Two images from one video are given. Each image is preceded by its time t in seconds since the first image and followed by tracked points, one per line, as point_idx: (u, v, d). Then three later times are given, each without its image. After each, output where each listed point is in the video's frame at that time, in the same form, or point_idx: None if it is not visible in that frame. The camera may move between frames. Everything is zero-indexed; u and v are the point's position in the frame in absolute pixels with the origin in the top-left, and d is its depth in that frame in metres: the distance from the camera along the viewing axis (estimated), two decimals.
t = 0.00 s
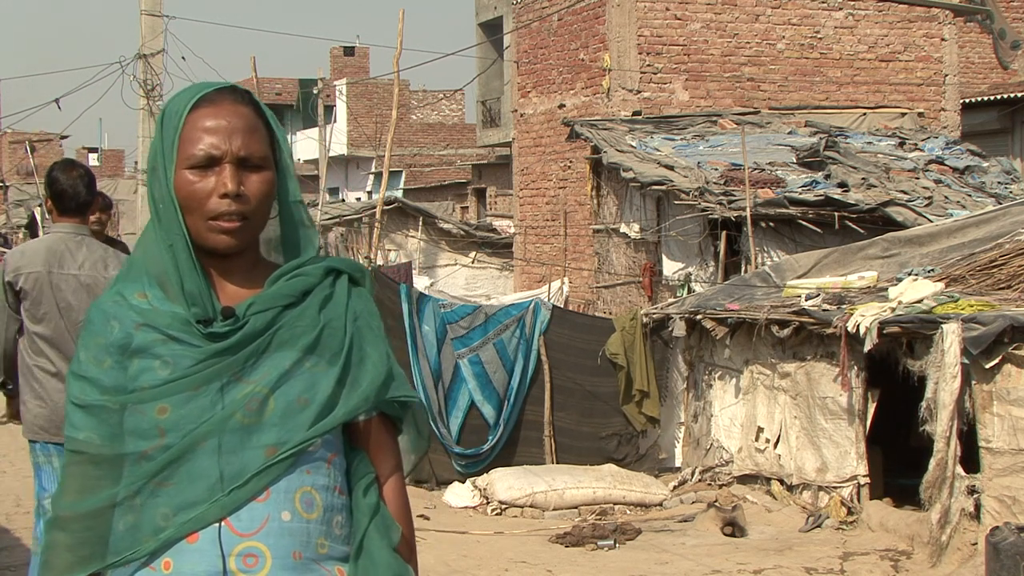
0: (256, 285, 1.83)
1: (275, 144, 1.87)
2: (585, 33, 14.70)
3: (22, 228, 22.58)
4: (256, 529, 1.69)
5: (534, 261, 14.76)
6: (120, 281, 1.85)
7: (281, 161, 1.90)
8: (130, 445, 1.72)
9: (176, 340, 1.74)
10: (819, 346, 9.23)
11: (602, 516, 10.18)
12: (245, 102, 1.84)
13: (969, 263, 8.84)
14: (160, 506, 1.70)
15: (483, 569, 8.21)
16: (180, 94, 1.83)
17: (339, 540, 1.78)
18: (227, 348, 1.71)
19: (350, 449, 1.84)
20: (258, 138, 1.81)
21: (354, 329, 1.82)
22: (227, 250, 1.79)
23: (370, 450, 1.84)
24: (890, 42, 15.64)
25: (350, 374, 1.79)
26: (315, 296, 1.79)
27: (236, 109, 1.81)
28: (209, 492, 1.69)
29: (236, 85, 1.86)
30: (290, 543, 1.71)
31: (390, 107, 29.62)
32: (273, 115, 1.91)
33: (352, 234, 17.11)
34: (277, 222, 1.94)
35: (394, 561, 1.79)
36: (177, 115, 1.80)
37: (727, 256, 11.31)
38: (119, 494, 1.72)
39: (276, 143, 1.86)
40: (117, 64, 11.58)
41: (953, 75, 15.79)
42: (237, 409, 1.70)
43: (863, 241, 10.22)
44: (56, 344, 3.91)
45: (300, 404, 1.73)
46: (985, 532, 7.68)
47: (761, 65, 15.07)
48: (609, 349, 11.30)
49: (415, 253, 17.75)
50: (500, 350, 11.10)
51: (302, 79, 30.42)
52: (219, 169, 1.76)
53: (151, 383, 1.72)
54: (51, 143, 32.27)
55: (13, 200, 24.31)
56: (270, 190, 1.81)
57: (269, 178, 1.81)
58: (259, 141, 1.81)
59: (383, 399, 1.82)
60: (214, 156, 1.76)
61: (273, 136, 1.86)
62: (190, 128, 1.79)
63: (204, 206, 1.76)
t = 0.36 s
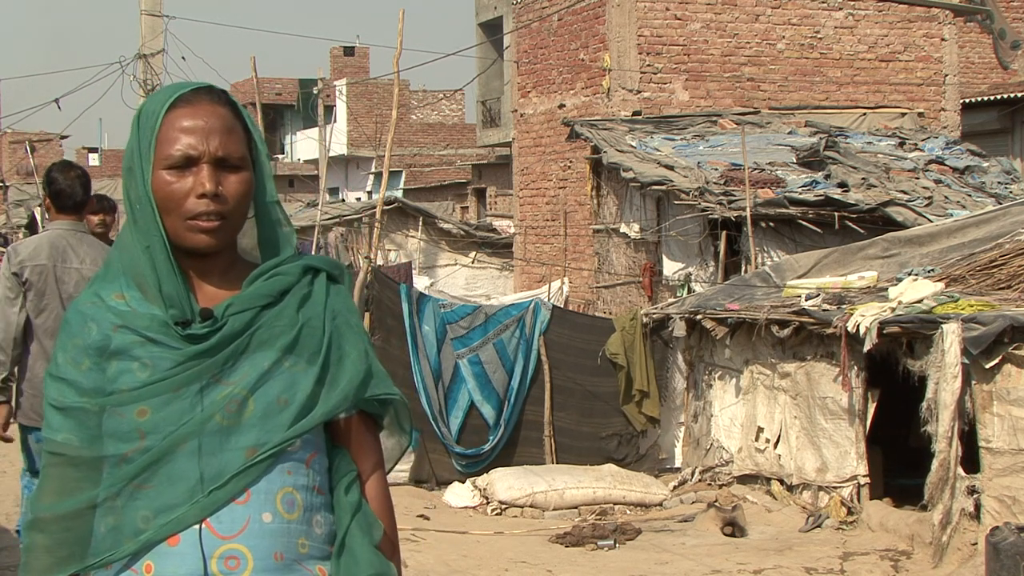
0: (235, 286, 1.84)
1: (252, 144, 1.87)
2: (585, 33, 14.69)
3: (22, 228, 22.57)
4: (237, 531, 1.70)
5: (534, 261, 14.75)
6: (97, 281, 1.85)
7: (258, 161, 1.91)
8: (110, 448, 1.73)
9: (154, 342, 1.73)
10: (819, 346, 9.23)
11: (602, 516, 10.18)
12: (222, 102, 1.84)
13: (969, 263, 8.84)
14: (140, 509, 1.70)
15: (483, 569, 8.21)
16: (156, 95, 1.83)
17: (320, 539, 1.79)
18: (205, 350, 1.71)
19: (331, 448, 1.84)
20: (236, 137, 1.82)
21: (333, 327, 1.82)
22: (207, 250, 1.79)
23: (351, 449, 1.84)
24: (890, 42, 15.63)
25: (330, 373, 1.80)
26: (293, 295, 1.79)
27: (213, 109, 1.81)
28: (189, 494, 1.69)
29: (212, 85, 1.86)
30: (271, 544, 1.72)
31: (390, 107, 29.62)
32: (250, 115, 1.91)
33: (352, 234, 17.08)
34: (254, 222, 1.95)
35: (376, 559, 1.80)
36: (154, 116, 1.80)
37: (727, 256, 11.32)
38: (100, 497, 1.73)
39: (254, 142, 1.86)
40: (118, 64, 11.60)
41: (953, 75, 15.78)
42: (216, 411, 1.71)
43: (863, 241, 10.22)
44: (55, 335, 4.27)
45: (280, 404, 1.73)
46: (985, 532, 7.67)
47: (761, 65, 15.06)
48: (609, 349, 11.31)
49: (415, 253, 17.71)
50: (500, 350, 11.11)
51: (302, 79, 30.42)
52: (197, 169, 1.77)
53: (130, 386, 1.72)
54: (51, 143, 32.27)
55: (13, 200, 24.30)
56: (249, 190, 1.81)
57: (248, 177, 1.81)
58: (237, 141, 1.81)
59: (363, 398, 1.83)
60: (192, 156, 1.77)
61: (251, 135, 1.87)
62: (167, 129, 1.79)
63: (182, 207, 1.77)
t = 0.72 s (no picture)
0: (232, 284, 1.84)
1: (251, 142, 1.88)
2: (585, 33, 14.69)
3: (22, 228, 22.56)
4: (235, 531, 1.70)
5: (534, 261, 14.75)
6: (91, 281, 1.84)
7: (256, 158, 1.91)
8: (106, 448, 1.73)
9: (151, 341, 1.73)
10: (819, 346, 9.23)
11: (602, 516, 10.18)
12: (222, 99, 1.84)
13: (969, 263, 8.83)
14: (138, 508, 1.70)
15: (482, 569, 8.21)
16: (158, 89, 1.83)
17: (316, 538, 1.79)
18: (202, 350, 1.71)
19: (327, 448, 1.84)
20: (237, 134, 1.82)
21: (328, 327, 1.83)
22: (208, 247, 1.79)
23: (347, 449, 1.84)
24: (890, 42, 15.63)
25: (327, 372, 1.80)
26: (290, 295, 1.79)
27: (215, 106, 1.82)
28: (186, 493, 1.69)
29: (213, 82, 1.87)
30: (269, 544, 1.72)
31: (390, 107, 29.63)
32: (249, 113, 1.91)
33: (352, 234, 17.03)
34: (250, 221, 1.94)
35: (373, 558, 1.80)
36: (155, 112, 1.80)
37: (727, 256, 11.32)
38: (95, 498, 1.72)
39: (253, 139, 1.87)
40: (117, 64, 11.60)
41: (953, 75, 15.78)
42: (213, 410, 1.71)
43: (863, 241, 10.22)
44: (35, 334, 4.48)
45: (277, 404, 1.74)
46: (985, 532, 7.67)
47: (761, 65, 15.06)
48: (609, 349, 11.31)
49: (415, 253, 17.68)
50: (500, 350, 11.11)
51: (302, 79, 30.42)
52: (201, 164, 1.77)
53: (127, 384, 1.72)
54: (51, 143, 32.28)
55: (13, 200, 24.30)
56: (250, 188, 1.81)
57: (249, 175, 1.82)
58: (238, 137, 1.82)
59: (359, 398, 1.83)
60: (196, 151, 1.77)
61: (250, 133, 1.87)
62: (169, 125, 1.79)
63: (185, 202, 1.76)
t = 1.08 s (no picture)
0: (237, 286, 1.84)
1: (257, 145, 1.88)
2: (585, 33, 14.69)
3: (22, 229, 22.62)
4: (237, 528, 1.70)
5: (534, 261, 14.76)
6: (100, 281, 1.85)
7: (263, 161, 1.91)
8: (112, 446, 1.73)
9: (156, 340, 1.73)
10: (819, 347, 9.23)
11: (602, 516, 10.18)
12: (226, 102, 1.84)
13: (969, 263, 8.84)
14: (142, 506, 1.70)
15: (482, 569, 8.21)
16: (162, 93, 1.83)
17: (320, 539, 1.78)
18: (206, 350, 1.71)
19: (332, 449, 1.84)
20: (240, 137, 1.82)
21: (334, 329, 1.82)
22: (210, 250, 1.79)
23: (351, 450, 1.84)
24: (890, 42, 15.63)
25: (331, 374, 1.80)
26: (296, 296, 1.79)
27: (219, 109, 1.82)
28: (189, 492, 1.69)
29: (219, 86, 1.86)
30: (271, 543, 1.71)
31: (390, 107, 29.66)
32: (254, 117, 1.91)
33: (352, 236, 16.68)
34: (258, 222, 1.95)
35: (377, 561, 1.79)
36: (158, 115, 1.80)
37: (727, 256, 11.32)
38: (101, 495, 1.73)
39: (258, 142, 1.86)
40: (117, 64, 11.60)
41: (953, 75, 15.78)
42: (217, 410, 1.71)
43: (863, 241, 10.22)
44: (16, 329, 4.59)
45: (282, 404, 1.73)
46: (985, 532, 7.67)
47: (761, 65, 15.06)
48: (609, 349, 11.32)
49: (415, 253, 17.69)
50: (500, 350, 11.12)
51: (302, 79, 30.41)
52: (200, 167, 1.76)
53: (131, 383, 1.72)
54: (51, 143, 32.29)
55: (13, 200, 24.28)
56: (252, 191, 1.81)
57: (252, 177, 1.81)
58: (241, 141, 1.81)
59: (364, 400, 1.83)
60: (196, 155, 1.77)
61: (255, 136, 1.87)
62: (172, 127, 1.79)
63: (185, 205, 1.76)
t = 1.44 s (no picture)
0: (244, 285, 1.84)
1: (265, 144, 1.87)
2: (585, 33, 14.69)
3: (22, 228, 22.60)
4: (240, 527, 1.69)
5: (534, 261, 14.76)
6: (109, 281, 1.85)
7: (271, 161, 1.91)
8: (116, 444, 1.73)
9: (162, 340, 1.73)
10: (819, 347, 9.23)
11: (602, 516, 10.18)
12: (235, 101, 1.84)
13: (969, 263, 8.84)
14: (145, 505, 1.70)
15: (482, 569, 8.21)
16: (172, 91, 1.83)
17: (324, 539, 1.78)
18: (210, 349, 1.71)
19: (337, 450, 1.84)
20: (249, 136, 1.82)
21: (340, 329, 1.83)
22: (218, 248, 1.79)
23: (357, 450, 1.84)
24: (890, 42, 15.63)
25: (336, 374, 1.79)
26: (302, 297, 1.79)
27: (227, 108, 1.82)
28: (192, 491, 1.69)
29: (227, 85, 1.86)
30: (274, 542, 1.71)
31: (390, 107, 29.67)
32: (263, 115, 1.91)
33: (352, 235, 16.94)
34: (266, 221, 1.95)
35: (382, 561, 1.79)
36: (168, 113, 1.80)
37: (727, 256, 11.32)
38: (105, 494, 1.73)
39: (267, 140, 1.86)
40: (117, 64, 11.60)
41: (953, 75, 15.78)
42: (221, 409, 1.71)
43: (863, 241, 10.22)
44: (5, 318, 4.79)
45: (285, 404, 1.73)
46: (985, 532, 7.67)
47: (761, 65, 15.07)
48: (609, 349, 11.33)
49: (415, 253, 17.70)
50: (500, 351, 11.12)
51: (302, 79, 30.40)
52: (210, 166, 1.76)
53: (136, 382, 1.72)
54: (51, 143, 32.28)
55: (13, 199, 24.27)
56: (261, 190, 1.81)
57: (261, 176, 1.81)
58: (250, 140, 1.81)
59: (369, 401, 1.83)
60: (205, 154, 1.77)
61: (263, 135, 1.87)
62: (181, 126, 1.79)
63: (195, 204, 1.76)
